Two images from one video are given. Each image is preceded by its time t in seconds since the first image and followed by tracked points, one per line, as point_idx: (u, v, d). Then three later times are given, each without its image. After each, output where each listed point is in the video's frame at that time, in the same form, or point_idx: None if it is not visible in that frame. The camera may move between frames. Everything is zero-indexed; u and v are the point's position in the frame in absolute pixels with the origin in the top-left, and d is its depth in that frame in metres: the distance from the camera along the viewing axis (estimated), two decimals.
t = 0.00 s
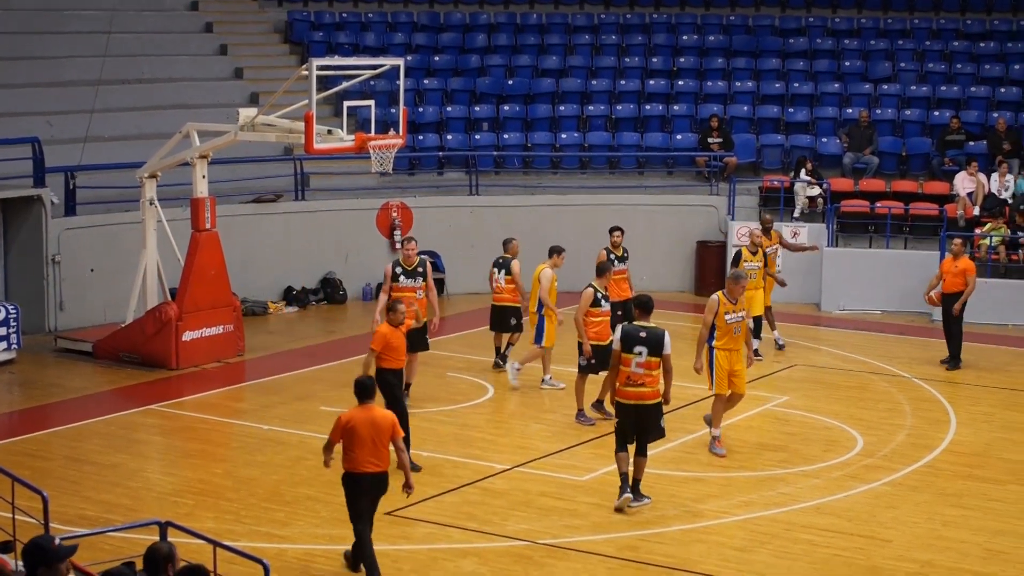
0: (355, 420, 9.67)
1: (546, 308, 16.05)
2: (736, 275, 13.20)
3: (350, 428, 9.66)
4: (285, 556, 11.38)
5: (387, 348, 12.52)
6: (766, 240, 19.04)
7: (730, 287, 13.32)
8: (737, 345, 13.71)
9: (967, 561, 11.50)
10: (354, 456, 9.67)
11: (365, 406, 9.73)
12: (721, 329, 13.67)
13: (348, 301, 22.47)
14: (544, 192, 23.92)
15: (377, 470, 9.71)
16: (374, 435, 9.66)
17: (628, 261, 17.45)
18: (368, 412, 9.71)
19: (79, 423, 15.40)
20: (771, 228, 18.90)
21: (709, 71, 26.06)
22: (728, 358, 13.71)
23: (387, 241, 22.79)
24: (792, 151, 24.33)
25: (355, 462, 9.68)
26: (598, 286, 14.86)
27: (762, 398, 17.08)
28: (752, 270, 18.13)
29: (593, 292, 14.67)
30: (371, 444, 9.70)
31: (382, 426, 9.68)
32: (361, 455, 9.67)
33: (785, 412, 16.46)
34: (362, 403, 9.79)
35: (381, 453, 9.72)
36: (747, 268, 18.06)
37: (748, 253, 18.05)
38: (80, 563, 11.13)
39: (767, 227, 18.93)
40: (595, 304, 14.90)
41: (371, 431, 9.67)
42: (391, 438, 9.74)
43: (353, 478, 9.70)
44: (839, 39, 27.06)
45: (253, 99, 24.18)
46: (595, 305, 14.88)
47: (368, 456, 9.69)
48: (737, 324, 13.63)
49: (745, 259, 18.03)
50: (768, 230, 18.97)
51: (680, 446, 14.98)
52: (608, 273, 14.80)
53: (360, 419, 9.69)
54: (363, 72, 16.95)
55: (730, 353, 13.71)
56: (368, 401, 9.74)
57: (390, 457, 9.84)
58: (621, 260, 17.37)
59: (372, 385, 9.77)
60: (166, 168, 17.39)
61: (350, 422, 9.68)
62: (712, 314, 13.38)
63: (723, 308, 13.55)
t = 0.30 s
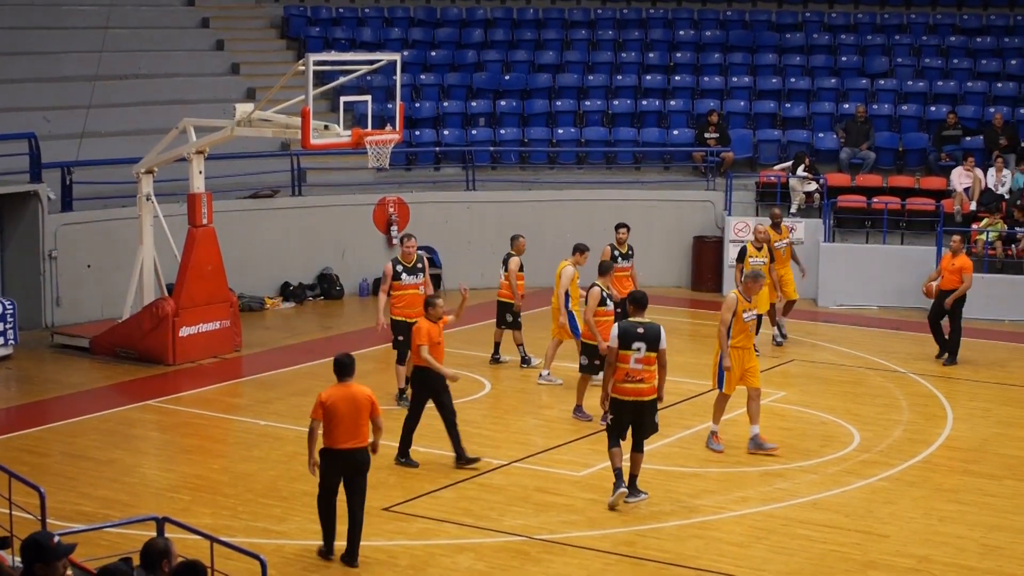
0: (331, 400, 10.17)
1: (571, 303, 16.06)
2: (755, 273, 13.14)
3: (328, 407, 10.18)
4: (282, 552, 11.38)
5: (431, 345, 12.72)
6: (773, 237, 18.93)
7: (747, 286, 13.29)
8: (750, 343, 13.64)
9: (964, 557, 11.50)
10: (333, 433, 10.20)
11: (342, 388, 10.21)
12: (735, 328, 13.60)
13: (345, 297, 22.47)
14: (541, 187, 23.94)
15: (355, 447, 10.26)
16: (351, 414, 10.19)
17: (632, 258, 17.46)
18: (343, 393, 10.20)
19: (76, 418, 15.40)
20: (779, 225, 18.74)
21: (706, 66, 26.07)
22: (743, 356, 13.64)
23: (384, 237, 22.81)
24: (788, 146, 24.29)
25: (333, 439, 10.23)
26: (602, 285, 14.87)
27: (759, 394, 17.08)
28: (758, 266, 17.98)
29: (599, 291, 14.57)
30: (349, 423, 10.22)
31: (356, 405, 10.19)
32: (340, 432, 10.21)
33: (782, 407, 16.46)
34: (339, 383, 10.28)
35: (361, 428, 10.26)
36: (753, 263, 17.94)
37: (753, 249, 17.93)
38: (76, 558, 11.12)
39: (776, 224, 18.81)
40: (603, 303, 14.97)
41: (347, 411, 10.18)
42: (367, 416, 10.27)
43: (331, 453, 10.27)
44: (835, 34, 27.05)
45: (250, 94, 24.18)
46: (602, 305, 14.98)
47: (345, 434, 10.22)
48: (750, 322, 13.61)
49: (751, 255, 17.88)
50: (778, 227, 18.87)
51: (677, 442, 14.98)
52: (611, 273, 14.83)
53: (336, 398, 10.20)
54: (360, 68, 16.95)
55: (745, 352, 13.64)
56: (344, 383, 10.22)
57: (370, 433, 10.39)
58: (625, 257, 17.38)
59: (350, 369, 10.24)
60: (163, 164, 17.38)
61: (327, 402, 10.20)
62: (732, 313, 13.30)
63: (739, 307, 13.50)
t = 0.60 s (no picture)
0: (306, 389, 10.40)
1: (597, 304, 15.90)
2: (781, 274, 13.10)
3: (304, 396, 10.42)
4: (280, 551, 11.39)
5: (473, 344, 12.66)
6: (784, 239, 18.56)
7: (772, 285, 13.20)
8: (773, 347, 13.54)
9: (961, 556, 11.50)
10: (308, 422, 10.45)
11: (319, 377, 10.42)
12: (761, 330, 13.45)
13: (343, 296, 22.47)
14: (539, 186, 23.95)
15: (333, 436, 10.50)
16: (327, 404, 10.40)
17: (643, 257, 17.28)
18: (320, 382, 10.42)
19: (73, 417, 15.39)
20: (792, 228, 18.39)
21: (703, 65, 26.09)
22: (766, 360, 13.49)
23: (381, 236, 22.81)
24: (786, 145, 24.29)
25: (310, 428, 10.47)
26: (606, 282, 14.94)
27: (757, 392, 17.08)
28: (763, 271, 17.39)
29: (610, 288, 14.62)
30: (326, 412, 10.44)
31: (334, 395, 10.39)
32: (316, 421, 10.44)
33: (779, 406, 16.46)
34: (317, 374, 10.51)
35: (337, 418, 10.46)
36: (757, 267, 17.33)
37: (757, 254, 17.37)
38: (73, 558, 11.12)
39: (789, 227, 18.46)
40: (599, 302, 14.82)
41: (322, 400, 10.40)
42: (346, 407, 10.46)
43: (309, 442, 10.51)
44: (833, 33, 27.04)
45: (247, 92, 24.17)
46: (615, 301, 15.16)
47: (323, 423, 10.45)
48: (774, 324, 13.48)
49: (754, 259, 17.36)
50: (791, 230, 18.51)
51: (675, 441, 14.98)
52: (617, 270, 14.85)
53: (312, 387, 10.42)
54: (358, 66, 16.92)
55: (768, 356, 13.50)
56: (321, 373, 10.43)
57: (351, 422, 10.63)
58: (635, 255, 17.20)
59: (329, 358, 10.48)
60: (160, 162, 17.37)
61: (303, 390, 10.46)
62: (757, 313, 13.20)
63: (764, 308, 13.36)
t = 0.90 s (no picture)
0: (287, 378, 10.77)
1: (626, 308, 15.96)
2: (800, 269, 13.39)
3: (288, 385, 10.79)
4: (276, 550, 11.38)
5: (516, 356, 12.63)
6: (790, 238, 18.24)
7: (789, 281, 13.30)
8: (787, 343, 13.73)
9: (957, 554, 11.50)
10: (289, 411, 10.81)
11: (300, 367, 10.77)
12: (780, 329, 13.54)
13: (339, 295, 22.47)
14: (535, 186, 23.96)
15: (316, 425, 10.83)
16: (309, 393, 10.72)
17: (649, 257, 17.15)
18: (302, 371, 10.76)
19: (69, 416, 15.39)
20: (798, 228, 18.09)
21: (699, 64, 26.09)
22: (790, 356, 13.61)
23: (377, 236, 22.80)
24: (782, 144, 24.32)
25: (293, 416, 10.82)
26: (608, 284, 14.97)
27: (753, 391, 17.09)
28: (769, 270, 17.41)
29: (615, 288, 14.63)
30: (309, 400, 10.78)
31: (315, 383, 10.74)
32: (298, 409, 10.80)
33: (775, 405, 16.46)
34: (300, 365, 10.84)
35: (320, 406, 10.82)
36: (763, 267, 17.38)
37: (762, 253, 17.39)
38: (69, 557, 11.11)
39: (796, 227, 18.15)
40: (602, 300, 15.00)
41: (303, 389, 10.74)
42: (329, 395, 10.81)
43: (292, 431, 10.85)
44: (829, 32, 27.06)
45: (243, 92, 24.15)
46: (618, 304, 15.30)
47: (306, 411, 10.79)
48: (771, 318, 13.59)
49: (760, 259, 17.34)
50: (798, 229, 18.17)
51: (671, 440, 14.99)
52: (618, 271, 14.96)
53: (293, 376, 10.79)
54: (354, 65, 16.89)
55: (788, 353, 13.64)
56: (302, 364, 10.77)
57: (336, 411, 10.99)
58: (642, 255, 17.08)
59: (311, 349, 10.97)
60: (156, 161, 17.36)
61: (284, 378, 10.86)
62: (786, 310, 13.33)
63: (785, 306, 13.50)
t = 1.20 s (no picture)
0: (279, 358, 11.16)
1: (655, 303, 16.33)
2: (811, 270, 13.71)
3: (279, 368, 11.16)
4: (275, 549, 11.38)
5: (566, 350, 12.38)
6: (795, 243, 18.09)
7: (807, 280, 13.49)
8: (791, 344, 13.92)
9: (955, 553, 11.51)
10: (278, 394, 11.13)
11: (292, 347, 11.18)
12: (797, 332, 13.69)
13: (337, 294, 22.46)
14: (532, 184, 23.96)
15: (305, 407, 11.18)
16: (300, 374, 11.12)
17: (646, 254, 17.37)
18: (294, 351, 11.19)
19: (68, 415, 15.39)
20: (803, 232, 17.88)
21: (697, 63, 26.09)
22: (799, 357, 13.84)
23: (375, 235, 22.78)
24: (780, 142, 24.34)
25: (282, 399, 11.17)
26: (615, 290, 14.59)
27: (751, 390, 17.10)
28: (780, 271, 17.45)
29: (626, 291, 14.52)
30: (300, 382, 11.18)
31: (309, 364, 11.15)
32: (288, 392, 11.14)
33: (773, 403, 16.47)
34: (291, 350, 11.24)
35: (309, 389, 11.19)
36: (774, 268, 17.42)
37: (772, 253, 17.43)
38: (67, 556, 11.11)
39: (800, 232, 18.03)
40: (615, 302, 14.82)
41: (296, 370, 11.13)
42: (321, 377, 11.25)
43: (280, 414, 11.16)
44: (827, 31, 27.05)
45: (241, 91, 24.11)
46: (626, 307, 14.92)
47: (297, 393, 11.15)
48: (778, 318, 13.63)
49: (770, 260, 17.37)
50: (802, 235, 18.09)
51: (669, 438, 14.99)
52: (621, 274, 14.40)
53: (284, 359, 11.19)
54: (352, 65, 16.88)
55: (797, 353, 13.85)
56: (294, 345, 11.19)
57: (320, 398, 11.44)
58: (639, 252, 17.29)
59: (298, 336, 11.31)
60: (153, 161, 17.35)
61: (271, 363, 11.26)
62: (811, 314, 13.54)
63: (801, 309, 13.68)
